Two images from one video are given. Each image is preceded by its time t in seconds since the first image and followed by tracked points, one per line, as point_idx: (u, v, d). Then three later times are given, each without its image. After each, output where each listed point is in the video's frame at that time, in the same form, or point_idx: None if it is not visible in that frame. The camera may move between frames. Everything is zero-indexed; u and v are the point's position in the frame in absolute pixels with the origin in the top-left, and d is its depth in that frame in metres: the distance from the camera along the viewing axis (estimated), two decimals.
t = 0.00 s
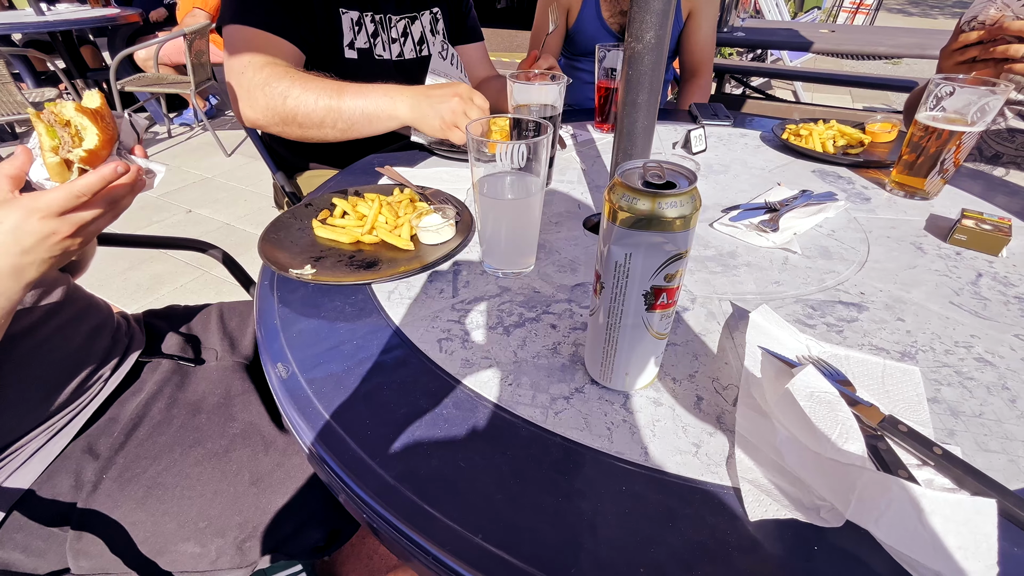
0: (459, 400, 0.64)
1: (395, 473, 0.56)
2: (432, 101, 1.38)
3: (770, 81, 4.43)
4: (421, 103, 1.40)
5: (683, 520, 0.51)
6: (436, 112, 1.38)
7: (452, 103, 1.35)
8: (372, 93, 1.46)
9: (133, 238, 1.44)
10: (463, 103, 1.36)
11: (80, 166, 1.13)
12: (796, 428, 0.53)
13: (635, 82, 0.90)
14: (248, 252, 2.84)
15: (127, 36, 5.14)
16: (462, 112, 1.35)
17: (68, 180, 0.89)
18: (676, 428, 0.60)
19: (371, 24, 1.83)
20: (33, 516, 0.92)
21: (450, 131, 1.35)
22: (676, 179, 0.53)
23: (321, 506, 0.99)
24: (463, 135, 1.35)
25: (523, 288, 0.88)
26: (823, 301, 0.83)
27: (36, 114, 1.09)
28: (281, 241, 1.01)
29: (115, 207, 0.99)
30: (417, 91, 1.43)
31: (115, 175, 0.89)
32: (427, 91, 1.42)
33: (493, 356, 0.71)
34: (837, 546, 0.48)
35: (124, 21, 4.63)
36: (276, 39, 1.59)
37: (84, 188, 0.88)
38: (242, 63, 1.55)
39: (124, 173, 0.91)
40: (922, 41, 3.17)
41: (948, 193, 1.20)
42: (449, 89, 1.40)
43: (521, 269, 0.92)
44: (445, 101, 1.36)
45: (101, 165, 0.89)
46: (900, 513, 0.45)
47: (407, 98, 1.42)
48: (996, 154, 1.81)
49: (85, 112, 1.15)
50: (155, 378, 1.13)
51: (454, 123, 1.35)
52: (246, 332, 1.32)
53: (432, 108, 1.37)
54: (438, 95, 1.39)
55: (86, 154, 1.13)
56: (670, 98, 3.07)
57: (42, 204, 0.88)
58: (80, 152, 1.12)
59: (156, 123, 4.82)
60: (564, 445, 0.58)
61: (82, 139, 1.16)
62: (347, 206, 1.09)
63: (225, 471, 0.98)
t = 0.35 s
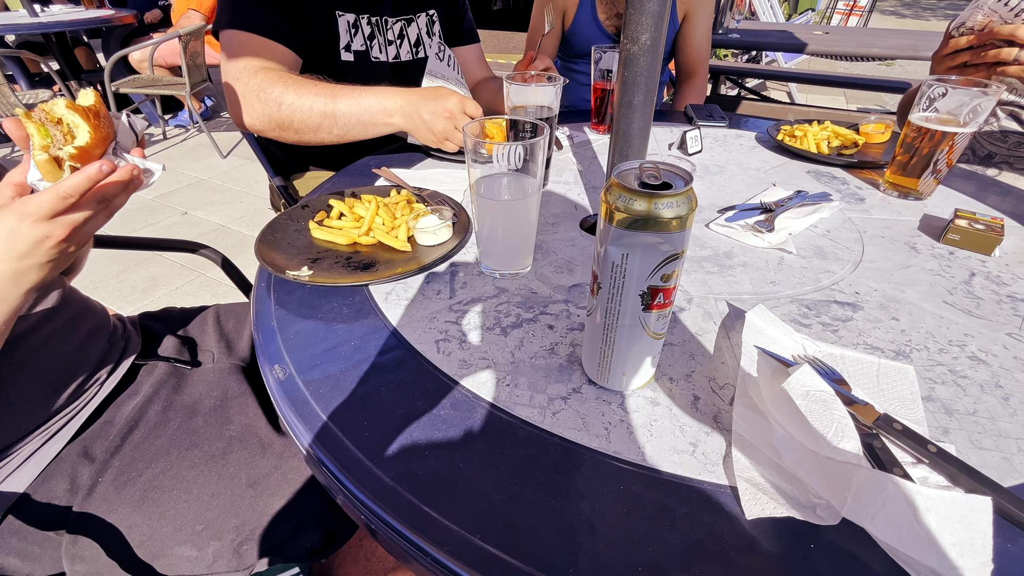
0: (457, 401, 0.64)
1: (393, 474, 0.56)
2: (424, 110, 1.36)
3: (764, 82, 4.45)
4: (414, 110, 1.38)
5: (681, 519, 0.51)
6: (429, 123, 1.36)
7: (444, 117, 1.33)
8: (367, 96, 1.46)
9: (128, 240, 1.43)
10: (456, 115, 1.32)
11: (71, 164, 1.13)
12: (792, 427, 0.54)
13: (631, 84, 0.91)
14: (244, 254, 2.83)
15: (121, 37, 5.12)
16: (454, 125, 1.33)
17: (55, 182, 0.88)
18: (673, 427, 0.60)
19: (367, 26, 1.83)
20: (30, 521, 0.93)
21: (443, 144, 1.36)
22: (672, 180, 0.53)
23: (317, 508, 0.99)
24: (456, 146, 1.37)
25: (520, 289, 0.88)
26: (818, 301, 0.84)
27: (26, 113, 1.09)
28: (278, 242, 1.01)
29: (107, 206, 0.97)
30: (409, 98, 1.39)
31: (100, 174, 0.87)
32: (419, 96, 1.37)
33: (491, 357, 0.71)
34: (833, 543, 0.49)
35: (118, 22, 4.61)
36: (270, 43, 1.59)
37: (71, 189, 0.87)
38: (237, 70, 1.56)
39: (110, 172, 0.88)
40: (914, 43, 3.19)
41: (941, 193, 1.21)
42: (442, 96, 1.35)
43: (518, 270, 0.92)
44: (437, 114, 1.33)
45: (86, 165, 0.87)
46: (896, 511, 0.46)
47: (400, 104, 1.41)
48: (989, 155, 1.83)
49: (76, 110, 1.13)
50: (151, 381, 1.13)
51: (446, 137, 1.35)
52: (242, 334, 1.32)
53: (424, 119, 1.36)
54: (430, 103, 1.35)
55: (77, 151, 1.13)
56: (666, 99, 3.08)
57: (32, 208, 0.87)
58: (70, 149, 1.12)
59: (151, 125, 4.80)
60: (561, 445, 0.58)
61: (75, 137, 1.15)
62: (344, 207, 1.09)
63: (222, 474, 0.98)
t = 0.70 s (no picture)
0: (449, 404, 0.64)
1: (384, 479, 0.55)
2: (413, 114, 1.34)
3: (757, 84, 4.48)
4: (404, 114, 1.37)
5: (674, 522, 0.51)
6: (419, 127, 1.35)
7: (433, 120, 1.31)
8: (358, 102, 1.45)
9: (118, 243, 1.42)
10: (445, 118, 1.31)
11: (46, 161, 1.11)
12: (784, 427, 0.54)
13: (623, 85, 0.91)
14: (237, 257, 2.81)
15: (112, 39, 5.08)
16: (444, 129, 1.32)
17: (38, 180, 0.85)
18: (667, 429, 0.60)
19: (359, 28, 1.82)
20: (15, 530, 0.90)
21: (434, 148, 1.35)
22: (663, 181, 0.53)
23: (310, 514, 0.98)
24: (447, 149, 1.36)
25: (513, 291, 0.88)
26: (811, 301, 0.84)
27: None
28: (269, 245, 1.00)
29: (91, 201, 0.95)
30: (399, 103, 1.39)
31: (84, 171, 0.84)
32: (410, 101, 1.37)
33: (483, 359, 0.71)
34: (826, 544, 0.49)
35: (109, 24, 4.57)
36: (261, 47, 1.58)
37: (56, 188, 0.84)
38: (228, 75, 1.55)
39: (94, 167, 0.86)
40: (904, 45, 3.22)
41: (931, 193, 1.22)
42: (431, 100, 1.33)
43: (510, 272, 0.92)
44: (426, 117, 1.32)
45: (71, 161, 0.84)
46: (887, 511, 0.46)
47: (391, 109, 1.40)
48: (978, 155, 1.84)
49: (50, 105, 1.11)
50: (141, 386, 1.12)
51: (435, 140, 1.34)
52: (234, 338, 1.30)
53: (414, 123, 1.35)
54: (419, 107, 1.34)
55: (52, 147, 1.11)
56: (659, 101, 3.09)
57: (16, 210, 0.85)
58: (43, 145, 1.10)
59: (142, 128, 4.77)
60: (554, 448, 0.58)
61: (50, 133, 1.13)
62: (336, 209, 1.08)
63: (213, 480, 0.97)
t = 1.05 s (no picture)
0: (438, 408, 0.64)
1: (371, 484, 0.55)
2: (406, 112, 1.35)
3: (747, 86, 4.53)
4: (396, 113, 1.37)
5: (661, 523, 0.51)
6: (411, 124, 1.35)
7: (427, 116, 1.32)
8: (347, 103, 1.45)
9: (105, 247, 1.40)
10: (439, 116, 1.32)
11: None
12: (770, 428, 0.54)
13: (610, 89, 0.92)
14: (227, 261, 2.79)
15: (100, 41, 5.04)
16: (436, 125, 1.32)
17: None
18: (654, 430, 0.60)
19: (348, 31, 1.82)
20: None
21: (425, 145, 1.34)
22: (647, 183, 0.54)
23: (300, 520, 0.97)
24: (438, 148, 1.35)
25: (502, 293, 0.88)
26: (797, 302, 0.85)
27: None
28: (256, 249, 0.99)
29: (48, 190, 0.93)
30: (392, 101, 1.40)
31: (26, 148, 0.83)
32: (402, 100, 1.38)
33: (472, 362, 0.71)
34: (811, 543, 0.49)
35: (97, 27, 4.53)
36: (249, 49, 1.57)
37: None
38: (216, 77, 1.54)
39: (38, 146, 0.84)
40: (890, 48, 3.26)
41: (915, 194, 1.24)
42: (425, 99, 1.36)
43: (500, 275, 0.92)
44: (420, 112, 1.33)
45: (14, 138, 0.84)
46: (870, 510, 0.46)
47: (383, 107, 1.40)
48: (962, 157, 1.87)
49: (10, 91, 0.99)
50: (128, 391, 1.10)
51: (427, 136, 1.33)
52: (223, 342, 1.29)
53: (406, 120, 1.35)
54: (412, 105, 1.35)
55: None
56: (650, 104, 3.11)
57: None
58: None
59: (131, 131, 4.73)
60: (543, 451, 0.58)
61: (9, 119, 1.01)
62: (324, 213, 1.07)
63: (201, 486, 0.96)
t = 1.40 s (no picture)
0: (429, 410, 0.64)
1: (362, 486, 0.55)
2: (390, 125, 1.33)
3: (737, 87, 4.56)
4: (382, 125, 1.35)
5: (653, 522, 0.51)
6: (397, 138, 1.34)
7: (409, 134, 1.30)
8: (335, 108, 1.44)
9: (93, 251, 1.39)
10: (422, 130, 1.29)
11: None
12: (759, 426, 0.54)
13: (600, 90, 0.92)
14: (218, 264, 2.77)
15: (88, 43, 4.98)
16: (421, 142, 1.31)
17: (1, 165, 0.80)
18: (645, 430, 0.60)
19: (339, 33, 1.81)
20: None
21: (412, 159, 1.35)
22: (635, 184, 0.54)
23: (292, 524, 0.96)
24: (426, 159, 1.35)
25: (494, 295, 0.88)
26: (787, 301, 0.85)
27: None
28: (246, 252, 0.98)
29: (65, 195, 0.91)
30: (375, 114, 1.37)
31: (81, 161, 0.84)
32: (386, 110, 1.35)
33: (463, 364, 0.71)
34: (801, 541, 0.49)
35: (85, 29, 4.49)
36: (237, 54, 1.56)
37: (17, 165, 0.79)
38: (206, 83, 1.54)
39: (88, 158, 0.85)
40: (878, 49, 3.30)
41: (903, 194, 1.25)
42: (408, 112, 1.32)
43: (492, 276, 0.92)
44: (403, 130, 1.31)
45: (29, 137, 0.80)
46: (858, 506, 0.47)
47: (368, 119, 1.38)
48: (949, 156, 1.89)
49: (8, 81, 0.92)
50: (117, 397, 1.09)
51: (413, 151, 1.33)
52: (214, 346, 1.28)
53: (390, 137, 1.34)
54: (396, 119, 1.32)
55: None
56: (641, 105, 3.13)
57: None
58: None
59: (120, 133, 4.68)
60: (534, 452, 0.58)
61: None
62: (315, 215, 1.07)
63: (191, 492, 0.95)
